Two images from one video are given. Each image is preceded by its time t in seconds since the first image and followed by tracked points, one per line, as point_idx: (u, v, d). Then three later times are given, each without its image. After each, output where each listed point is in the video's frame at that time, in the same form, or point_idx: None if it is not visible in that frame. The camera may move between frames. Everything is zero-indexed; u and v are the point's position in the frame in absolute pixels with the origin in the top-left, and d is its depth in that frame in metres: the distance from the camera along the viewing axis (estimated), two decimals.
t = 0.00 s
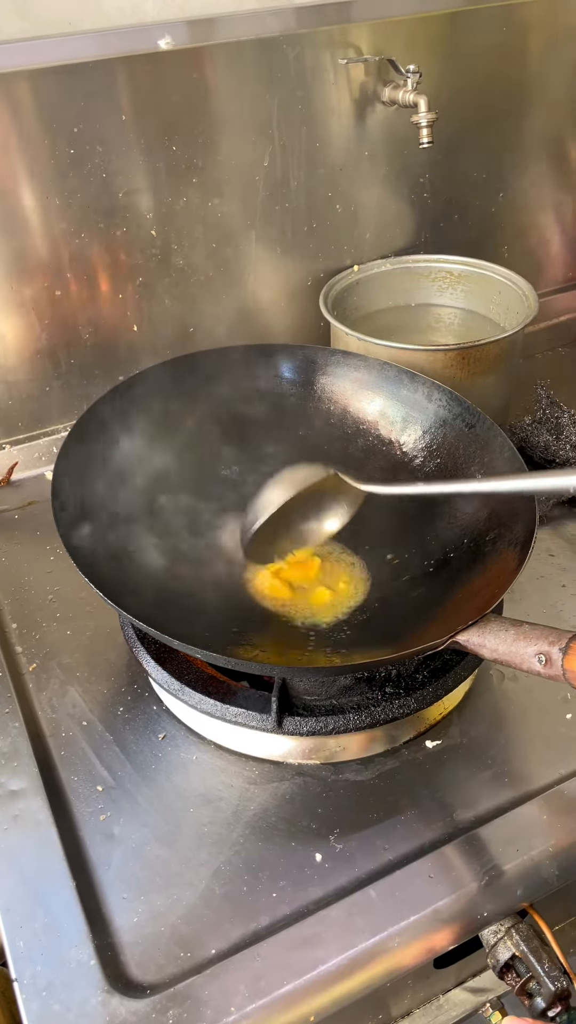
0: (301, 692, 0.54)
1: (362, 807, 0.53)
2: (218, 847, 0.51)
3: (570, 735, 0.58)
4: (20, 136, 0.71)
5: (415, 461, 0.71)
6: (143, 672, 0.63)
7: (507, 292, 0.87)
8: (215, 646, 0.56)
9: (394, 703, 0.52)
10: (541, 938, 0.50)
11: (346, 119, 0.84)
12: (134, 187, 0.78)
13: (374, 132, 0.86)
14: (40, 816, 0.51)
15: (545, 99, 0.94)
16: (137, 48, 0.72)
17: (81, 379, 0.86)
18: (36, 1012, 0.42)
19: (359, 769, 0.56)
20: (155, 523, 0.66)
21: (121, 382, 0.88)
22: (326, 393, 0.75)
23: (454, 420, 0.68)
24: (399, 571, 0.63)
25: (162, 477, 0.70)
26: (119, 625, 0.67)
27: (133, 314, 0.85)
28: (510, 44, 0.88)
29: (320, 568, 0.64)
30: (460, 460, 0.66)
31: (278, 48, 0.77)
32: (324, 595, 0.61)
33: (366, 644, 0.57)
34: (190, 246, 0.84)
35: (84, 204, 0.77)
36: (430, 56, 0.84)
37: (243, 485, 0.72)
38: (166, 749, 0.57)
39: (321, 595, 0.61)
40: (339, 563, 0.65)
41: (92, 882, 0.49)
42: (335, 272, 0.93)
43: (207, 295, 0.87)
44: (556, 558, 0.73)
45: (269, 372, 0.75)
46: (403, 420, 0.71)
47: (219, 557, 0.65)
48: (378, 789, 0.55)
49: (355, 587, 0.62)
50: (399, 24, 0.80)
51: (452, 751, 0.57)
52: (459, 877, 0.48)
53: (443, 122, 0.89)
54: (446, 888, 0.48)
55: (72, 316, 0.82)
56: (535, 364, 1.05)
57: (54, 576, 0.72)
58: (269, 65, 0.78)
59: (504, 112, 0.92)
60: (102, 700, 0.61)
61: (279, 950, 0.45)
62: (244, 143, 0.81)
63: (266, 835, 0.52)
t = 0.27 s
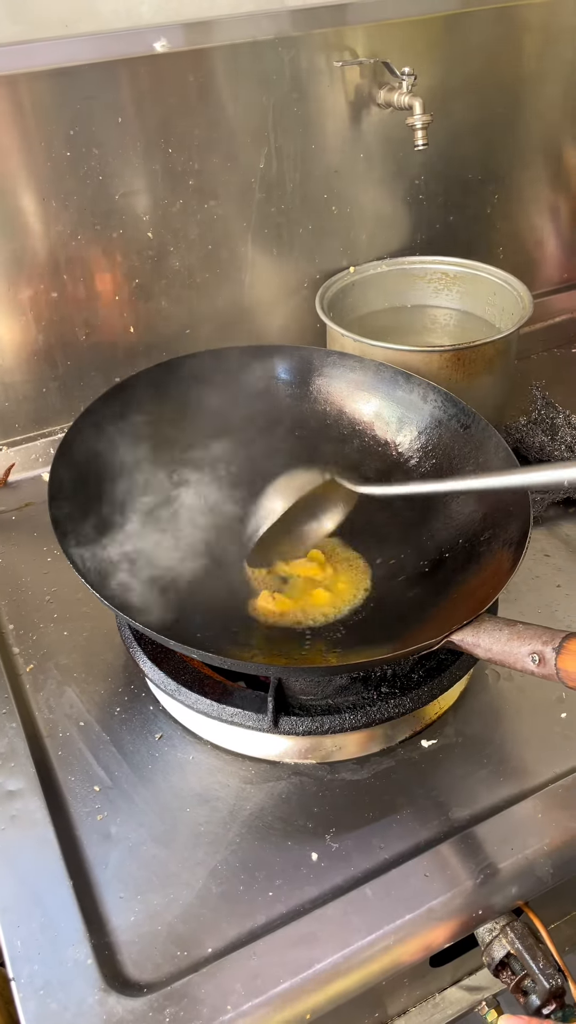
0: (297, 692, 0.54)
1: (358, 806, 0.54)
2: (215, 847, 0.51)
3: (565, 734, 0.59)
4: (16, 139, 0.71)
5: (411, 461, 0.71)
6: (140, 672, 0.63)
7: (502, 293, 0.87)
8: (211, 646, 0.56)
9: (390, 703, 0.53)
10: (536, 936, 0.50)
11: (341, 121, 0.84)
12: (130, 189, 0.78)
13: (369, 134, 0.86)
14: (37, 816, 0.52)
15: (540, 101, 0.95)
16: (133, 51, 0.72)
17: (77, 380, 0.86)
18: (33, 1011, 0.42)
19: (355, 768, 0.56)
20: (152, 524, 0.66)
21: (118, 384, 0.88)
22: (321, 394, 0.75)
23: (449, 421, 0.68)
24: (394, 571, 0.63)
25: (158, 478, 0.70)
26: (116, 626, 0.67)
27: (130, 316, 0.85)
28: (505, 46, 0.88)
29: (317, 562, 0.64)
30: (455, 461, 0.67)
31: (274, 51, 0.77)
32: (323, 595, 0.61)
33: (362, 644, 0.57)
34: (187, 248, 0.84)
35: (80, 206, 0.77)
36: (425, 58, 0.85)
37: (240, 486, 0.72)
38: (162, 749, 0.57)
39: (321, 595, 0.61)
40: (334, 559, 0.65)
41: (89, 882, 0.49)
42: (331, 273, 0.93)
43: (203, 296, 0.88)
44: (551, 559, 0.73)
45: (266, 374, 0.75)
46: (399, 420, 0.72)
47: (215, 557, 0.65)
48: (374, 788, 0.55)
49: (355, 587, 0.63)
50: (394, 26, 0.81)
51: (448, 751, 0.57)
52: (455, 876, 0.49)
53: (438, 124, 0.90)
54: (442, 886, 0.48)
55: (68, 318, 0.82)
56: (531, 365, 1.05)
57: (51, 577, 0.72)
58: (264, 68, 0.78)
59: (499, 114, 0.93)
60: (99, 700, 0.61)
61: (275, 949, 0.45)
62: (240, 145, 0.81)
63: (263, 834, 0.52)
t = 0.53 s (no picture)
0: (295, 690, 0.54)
1: (355, 804, 0.54)
2: (213, 845, 0.51)
3: (561, 732, 0.59)
4: (14, 139, 0.72)
5: (408, 460, 0.72)
6: (137, 671, 0.63)
7: (498, 293, 0.87)
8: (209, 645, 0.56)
9: (387, 701, 0.53)
10: (533, 933, 0.50)
11: (338, 121, 0.84)
12: (127, 189, 0.78)
13: (366, 134, 0.86)
14: (35, 815, 0.52)
15: (536, 101, 0.95)
16: (130, 51, 0.72)
17: (75, 380, 0.86)
18: (32, 1008, 0.42)
19: (352, 766, 0.56)
20: (149, 524, 0.66)
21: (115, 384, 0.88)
22: (319, 393, 0.75)
23: (446, 420, 0.68)
24: (391, 570, 0.63)
25: (155, 477, 0.70)
26: (113, 625, 0.67)
27: (127, 316, 0.85)
28: (501, 46, 0.89)
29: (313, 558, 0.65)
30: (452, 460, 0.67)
31: (271, 52, 0.78)
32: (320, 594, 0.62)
33: (360, 642, 0.57)
34: (184, 248, 0.84)
35: (77, 206, 0.77)
36: (421, 59, 0.85)
37: (237, 485, 0.73)
38: (160, 747, 0.57)
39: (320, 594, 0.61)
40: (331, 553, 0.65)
41: (87, 880, 0.49)
42: (328, 274, 0.93)
43: (200, 296, 0.88)
44: (548, 557, 0.73)
45: (263, 373, 0.75)
46: (396, 420, 0.72)
47: (213, 557, 0.66)
48: (371, 786, 0.55)
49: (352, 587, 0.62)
50: (390, 27, 0.81)
51: (445, 749, 0.58)
52: (452, 873, 0.49)
53: (435, 124, 0.90)
54: (439, 884, 0.48)
55: (66, 318, 0.82)
56: (528, 365, 1.06)
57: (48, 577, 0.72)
58: (261, 68, 0.78)
59: (495, 115, 0.93)
60: (97, 699, 0.61)
61: (273, 946, 0.45)
62: (237, 145, 0.81)
63: (260, 832, 0.52)
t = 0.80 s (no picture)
0: (293, 690, 0.55)
1: (354, 803, 0.54)
2: (212, 844, 0.52)
3: (559, 731, 0.59)
4: (12, 141, 0.72)
5: (406, 461, 0.72)
6: (136, 672, 0.63)
7: (495, 295, 0.88)
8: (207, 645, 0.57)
9: (385, 700, 0.53)
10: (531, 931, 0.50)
11: (335, 123, 0.85)
12: (125, 191, 0.78)
13: (363, 136, 0.87)
14: (35, 815, 0.52)
15: (532, 103, 0.95)
16: (128, 53, 0.72)
17: (73, 381, 0.86)
18: (32, 1007, 0.42)
19: (351, 766, 0.57)
20: (148, 524, 0.66)
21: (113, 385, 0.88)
22: (317, 394, 0.76)
23: (443, 420, 0.68)
24: (389, 570, 0.64)
25: (154, 478, 0.70)
26: (112, 626, 0.68)
27: (125, 317, 0.85)
28: (498, 49, 0.89)
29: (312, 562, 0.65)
30: (450, 460, 0.67)
31: (268, 53, 0.78)
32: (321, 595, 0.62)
33: (358, 642, 0.57)
34: (182, 249, 0.84)
35: (76, 208, 0.77)
36: (418, 61, 0.85)
37: (236, 486, 0.73)
38: (159, 747, 0.58)
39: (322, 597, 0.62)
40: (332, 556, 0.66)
41: (87, 880, 0.49)
42: (325, 275, 0.94)
43: (198, 297, 0.88)
44: (545, 558, 0.74)
45: (261, 373, 0.76)
46: (393, 420, 0.72)
47: (211, 557, 0.66)
48: (369, 785, 0.55)
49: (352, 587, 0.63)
50: (387, 29, 0.81)
51: (443, 748, 0.58)
52: (450, 871, 0.49)
53: (431, 126, 0.90)
54: (437, 882, 0.48)
55: (64, 319, 0.82)
56: (525, 366, 1.06)
57: (47, 578, 0.72)
58: (259, 70, 0.78)
59: (491, 117, 0.94)
60: (96, 700, 0.61)
61: (272, 944, 0.45)
62: (235, 147, 0.81)
63: (259, 831, 0.52)
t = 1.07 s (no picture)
0: (293, 688, 0.55)
1: (353, 801, 0.54)
2: (211, 843, 0.52)
3: (557, 729, 0.59)
4: (11, 142, 0.72)
5: (404, 460, 0.72)
6: (135, 671, 0.63)
7: (493, 295, 0.88)
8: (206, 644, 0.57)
9: (384, 698, 0.53)
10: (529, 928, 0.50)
11: (333, 125, 0.85)
12: (124, 192, 0.79)
13: (361, 137, 0.87)
14: (34, 814, 0.52)
15: (529, 104, 0.96)
16: (127, 56, 0.73)
17: (72, 382, 0.86)
18: (32, 1006, 0.43)
19: (349, 764, 0.57)
20: (147, 524, 0.66)
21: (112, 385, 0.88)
22: (315, 393, 0.76)
23: (441, 420, 0.69)
24: (388, 568, 0.64)
25: (153, 478, 0.70)
26: (111, 625, 0.68)
27: (124, 318, 0.85)
28: (495, 51, 0.89)
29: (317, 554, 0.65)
30: (448, 459, 0.67)
31: (267, 55, 0.78)
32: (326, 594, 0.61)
33: (356, 641, 0.57)
34: (181, 250, 0.84)
35: (75, 209, 0.77)
36: (415, 64, 0.86)
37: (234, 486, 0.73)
38: (158, 746, 0.58)
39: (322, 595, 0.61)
40: (337, 550, 0.66)
41: (87, 878, 0.50)
42: (323, 276, 0.94)
43: (197, 298, 0.88)
44: (543, 557, 0.74)
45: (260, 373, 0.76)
46: (392, 420, 0.72)
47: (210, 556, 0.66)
48: (368, 784, 0.55)
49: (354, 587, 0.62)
50: (385, 31, 0.82)
51: (441, 747, 0.58)
52: (448, 869, 0.49)
53: (429, 127, 0.91)
54: (436, 880, 0.49)
55: (63, 319, 0.82)
56: (522, 366, 1.06)
57: (46, 578, 0.73)
58: (257, 72, 0.79)
59: (489, 118, 0.94)
60: (95, 700, 0.61)
61: (271, 942, 0.46)
62: (234, 148, 0.82)
63: (259, 829, 0.53)
